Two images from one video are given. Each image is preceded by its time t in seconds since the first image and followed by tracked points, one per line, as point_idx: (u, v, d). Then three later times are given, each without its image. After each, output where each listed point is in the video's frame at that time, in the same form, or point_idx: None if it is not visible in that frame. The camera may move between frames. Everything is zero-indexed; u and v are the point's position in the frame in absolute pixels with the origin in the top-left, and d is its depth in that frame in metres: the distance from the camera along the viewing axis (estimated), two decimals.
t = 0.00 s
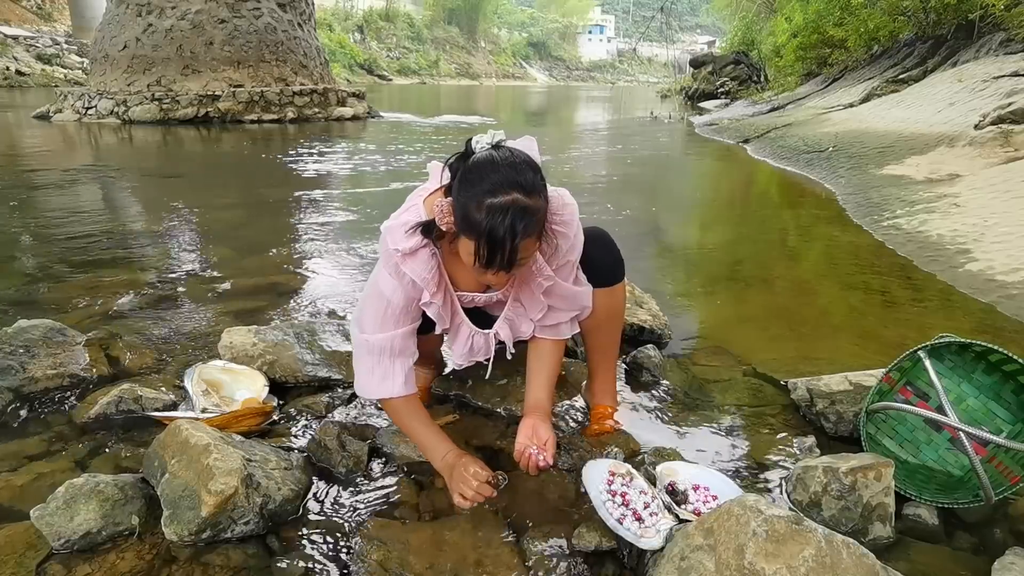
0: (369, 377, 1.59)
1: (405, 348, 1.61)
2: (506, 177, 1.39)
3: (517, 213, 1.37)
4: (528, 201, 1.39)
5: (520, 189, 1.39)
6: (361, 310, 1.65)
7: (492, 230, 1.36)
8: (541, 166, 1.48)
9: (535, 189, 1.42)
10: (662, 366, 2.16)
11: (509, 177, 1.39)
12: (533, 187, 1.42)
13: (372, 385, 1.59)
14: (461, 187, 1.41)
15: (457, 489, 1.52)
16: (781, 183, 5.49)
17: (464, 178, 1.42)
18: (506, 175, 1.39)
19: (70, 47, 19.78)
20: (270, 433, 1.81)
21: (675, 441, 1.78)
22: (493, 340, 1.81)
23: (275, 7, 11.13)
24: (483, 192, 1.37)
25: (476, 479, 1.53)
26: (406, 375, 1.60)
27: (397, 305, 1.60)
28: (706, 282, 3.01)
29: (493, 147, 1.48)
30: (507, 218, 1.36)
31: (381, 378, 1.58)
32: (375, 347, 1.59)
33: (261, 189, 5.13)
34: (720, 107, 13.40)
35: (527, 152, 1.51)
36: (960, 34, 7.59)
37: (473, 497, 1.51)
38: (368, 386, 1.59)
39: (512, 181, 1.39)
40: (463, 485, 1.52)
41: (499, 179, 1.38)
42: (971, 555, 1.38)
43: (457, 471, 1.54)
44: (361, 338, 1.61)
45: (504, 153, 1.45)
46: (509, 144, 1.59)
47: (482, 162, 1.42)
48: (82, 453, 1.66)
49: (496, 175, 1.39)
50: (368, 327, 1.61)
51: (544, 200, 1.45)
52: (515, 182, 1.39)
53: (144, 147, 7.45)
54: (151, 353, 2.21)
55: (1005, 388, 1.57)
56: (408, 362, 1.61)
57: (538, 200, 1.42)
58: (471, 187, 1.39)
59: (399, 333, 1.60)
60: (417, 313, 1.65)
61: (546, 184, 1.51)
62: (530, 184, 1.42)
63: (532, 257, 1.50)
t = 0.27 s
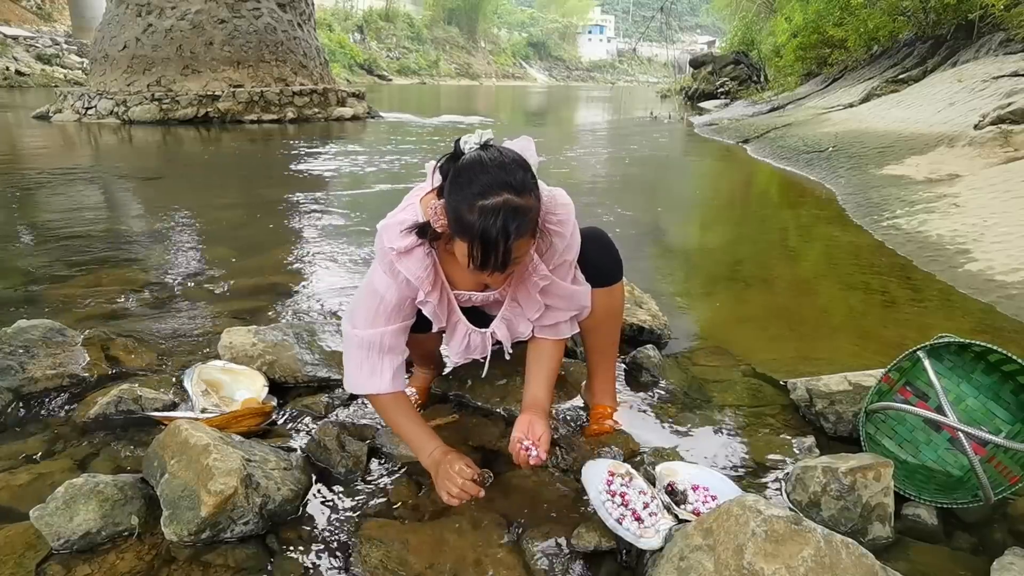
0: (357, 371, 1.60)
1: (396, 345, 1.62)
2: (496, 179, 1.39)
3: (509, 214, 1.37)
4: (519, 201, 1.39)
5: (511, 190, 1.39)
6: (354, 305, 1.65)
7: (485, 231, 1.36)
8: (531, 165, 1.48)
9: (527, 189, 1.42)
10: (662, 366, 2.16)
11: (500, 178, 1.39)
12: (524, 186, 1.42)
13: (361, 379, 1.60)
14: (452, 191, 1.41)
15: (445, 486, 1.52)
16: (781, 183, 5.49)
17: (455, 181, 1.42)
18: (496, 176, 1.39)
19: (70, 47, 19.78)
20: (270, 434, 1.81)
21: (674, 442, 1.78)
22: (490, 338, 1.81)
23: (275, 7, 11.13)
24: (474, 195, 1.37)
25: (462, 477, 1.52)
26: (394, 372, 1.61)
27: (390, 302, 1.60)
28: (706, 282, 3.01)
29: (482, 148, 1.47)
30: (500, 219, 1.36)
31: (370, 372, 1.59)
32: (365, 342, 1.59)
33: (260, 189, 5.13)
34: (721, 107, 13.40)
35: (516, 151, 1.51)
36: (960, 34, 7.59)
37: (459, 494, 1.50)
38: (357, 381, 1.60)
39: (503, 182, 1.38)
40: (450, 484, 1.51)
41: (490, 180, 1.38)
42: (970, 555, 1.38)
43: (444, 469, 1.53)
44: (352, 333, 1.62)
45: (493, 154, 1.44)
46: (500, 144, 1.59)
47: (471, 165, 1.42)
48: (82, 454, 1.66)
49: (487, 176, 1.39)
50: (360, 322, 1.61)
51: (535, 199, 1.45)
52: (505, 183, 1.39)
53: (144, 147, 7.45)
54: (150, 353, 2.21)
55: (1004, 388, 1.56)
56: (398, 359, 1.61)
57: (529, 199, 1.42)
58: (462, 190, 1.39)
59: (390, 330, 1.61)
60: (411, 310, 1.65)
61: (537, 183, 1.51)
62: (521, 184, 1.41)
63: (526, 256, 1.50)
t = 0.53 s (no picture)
0: (343, 358, 1.61)
1: (384, 333, 1.63)
2: (478, 150, 1.38)
3: (501, 180, 1.36)
4: (507, 165, 1.38)
5: (498, 157, 1.38)
6: (346, 295, 1.68)
7: (484, 204, 1.35)
8: (505, 128, 1.48)
9: (510, 151, 1.41)
10: (662, 366, 2.16)
11: (483, 149, 1.39)
12: (507, 150, 1.41)
13: (348, 365, 1.61)
14: (441, 178, 1.40)
15: (432, 473, 1.55)
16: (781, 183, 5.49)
17: (440, 166, 1.41)
18: (479, 149, 1.38)
19: (70, 47, 19.79)
20: (270, 433, 1.81)
21: (674, 442, 1.78)
22: (488, 327, 1.80)
23: (275, 7, 11.14)
24: (462, 173, 1.37)
25: (449, 464, 1.56)
26: (379, 358, 1.62)
27: (379, 291, 1.63)
28: (706, 282, 3.01)
29: (452, 128, 1.47)
30: (495, 187, 1.35)
31: (355, 358, 1.61)
32: (353, 329, 1.61)
33: (260, 190, 5.13)
34: (721, 107, 13.40)
35: (486, 120, 1.51)
36: (960, 34, 7.59)
37: (445, 482, 1.54)
38: (343, 366, 1.62)
39: (487, 152, 1.38)
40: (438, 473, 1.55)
41: (474, 153, 1.38)
42: (970, 555, 1.38)
43: (431, 455, 1.57)
44: (340, 319, 1.64)
45: (466, 129, 1.44)
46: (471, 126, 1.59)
47: (452, 145, 1.41)
48: (82, 454, 1.66)
49: (468, 151, 1.38)
50: (350, 310, 1.64)
51: (521, 160, 1.44)
52: (489, 152, 1.38)
53: (144, 147, 7.46)
54: (151, 353, 2.21)
55: (1004, 388, 1.56)
56: (384, 347, 1.63)
57: (516, 161, 1.42)
58: (450, 171, 1.38)
59: (378, 317, 1.63)
60: (403, 300, 1.68)
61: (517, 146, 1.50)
62: (504, 148, 1.41)
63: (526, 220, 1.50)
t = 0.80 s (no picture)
0: (339, 350, 1.61)
1: (382, 327, 1.63)
2: (465, 124, 1.38)
3: (491, 146, 1.36)
4: (495, 132, 1.38)
5: (486, 126, 1.39)
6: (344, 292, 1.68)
7: (478, 172, 1.35)
8: (487, 103, 1.49)
9: (496, 121, 1.42)
10: (662, 366, 2.16)
11: (469, 122, 1.39)
12: (493, 120, 1.41)
13: (346, 359, 1.60)
14: (432, 157, 1.40)
15: (418, 471, 1.55)
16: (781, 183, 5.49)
17: (430, 147, 1.41)
18: (465, 122, 1.39)
19: (70, 47, 19.79)
20: (270, 434, 1.81)
21: (674, 442, 1.78)
22: (491, 318, 1.80)
23: (275, 7, 11.14)
24: (452, 147, 1.37)
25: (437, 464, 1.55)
26: (374, 352, 1.61)
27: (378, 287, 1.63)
28: (706, 282, 3.01)
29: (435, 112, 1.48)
30: (486, 153, 1.35)
31: (351, 350, 1.60)
32: (352, 323, 1.61)
33: (261, 190, 5.13)
34: (721, 107, 13.41)
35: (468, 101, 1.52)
36: (960, 34, 7.59)
37: (431, 481, 1.54)
38: (340, 359, 1.61)
39: (473, 123, 1.38)
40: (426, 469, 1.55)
41: (460, 127, 1.38)
42: (970, 555, 1.38)
43: (420, 454, 1.57)
44: (338, 316, 1.63)
45: (450, 108, 1.45)
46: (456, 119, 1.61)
47: (438, 126, 1.42)
48: (82, 454, 1.66)
49: (456, 126, 1.39)
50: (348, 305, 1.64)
51: (509, 130, 1.44)
52: (476, 123, 1.39)
53: (144, 147, 7.46)
54: (151, 353, 2.21)
55: (1004, 388, 1.56)
56: (381, 341, 1.62)
57: (504, 130, 1.42)
58: (441, 150, 1.39)
59: (376, 311, 1.63)
60: (402, 296, 1.67)
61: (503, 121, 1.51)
62: (490, 119, 1.41)
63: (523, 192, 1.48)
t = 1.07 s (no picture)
0: (333, 346, 1.61)
1: (375, 326, 1.62)
2: (463, 122, 1.39)
3: (489, 142, 1.35)
4: (494, 130, 1.38)
5: (484, 124, 1.39)
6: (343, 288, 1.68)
7: (474, 168, 1.34)
8: (488, 104, 1.49)
9: (495, 119, 1.42)
10: (662, 366, 2.16)
11: (468, 121, 1.39)
12: (492, 119, 1.41)
13: (338, 355, 1.60)
14: (431, 156, 1.41)
15: (403, 470, 1.54)
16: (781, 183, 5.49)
17: (429, 146, 1.42)
18: (463, 121, 1.39)
19: (70, 47, 19.79)
20: (270, 434, 1.81)
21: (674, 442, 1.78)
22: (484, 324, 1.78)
23: (275, 7, 11.15)
24: (449, 145, 1.37)
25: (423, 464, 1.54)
26: (366, 350, 1.60)
27: (374, 285, 1.62)
28: (706, 283, 3.01)
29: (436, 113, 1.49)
30: (482, 149, 1.34)
31: (343, 346, 1.60)
32: (346, 320, 1.61)
33: (261, 190, 5.13)
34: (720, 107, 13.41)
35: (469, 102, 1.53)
36: (960, 34, 7.59)
37: (417, 481, 1.53)
38: (333, 354, 1.61)
39: (471, 121, 1.38)
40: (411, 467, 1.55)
41: (458, 125, 1.38)
42: (970, 555, 1.38)
43: (404, 452, 1.56)
44: (333, 311, 1.64)
45: (450, 108, 1.45)
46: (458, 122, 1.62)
47: (437, 125, 1.42)
48: (82, 454, 1.66)
49: (454, 124, 1.39)
50: (344, 301, 1.64)
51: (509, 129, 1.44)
52: (474, 121, 1.39)
53: (145, 147, 7.47)
54: (151, 353, 2.21)
55: (1004, 388, 1.56)
56: (374, 339, 1.61)
57: (503, 128, 1.41)
58: (438, 148, 1.39)
59: (370, 309, 1.62)
60: (398, 296, 1.67)
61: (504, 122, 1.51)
62: (489, 118, 1.41)
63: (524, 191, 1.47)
